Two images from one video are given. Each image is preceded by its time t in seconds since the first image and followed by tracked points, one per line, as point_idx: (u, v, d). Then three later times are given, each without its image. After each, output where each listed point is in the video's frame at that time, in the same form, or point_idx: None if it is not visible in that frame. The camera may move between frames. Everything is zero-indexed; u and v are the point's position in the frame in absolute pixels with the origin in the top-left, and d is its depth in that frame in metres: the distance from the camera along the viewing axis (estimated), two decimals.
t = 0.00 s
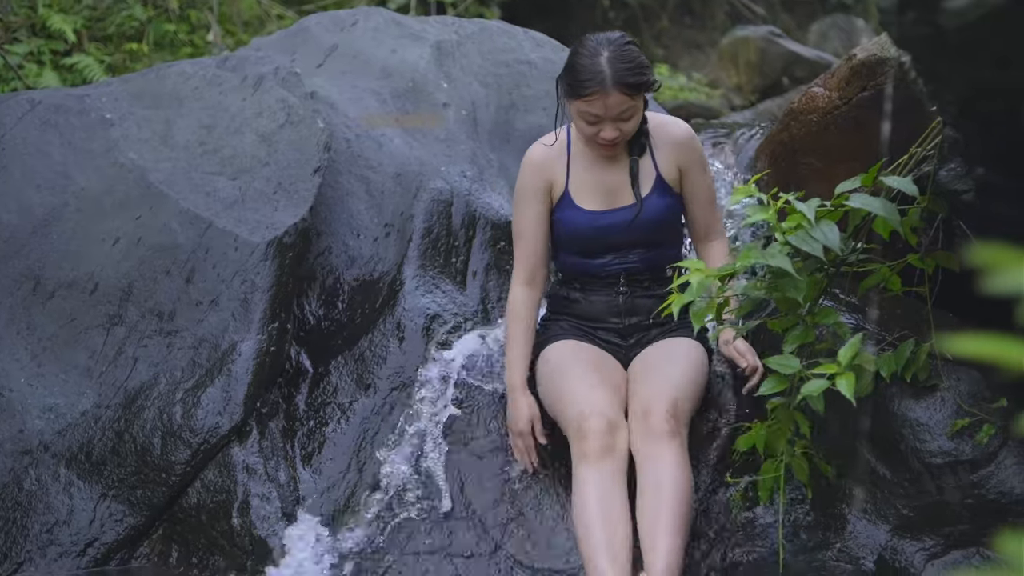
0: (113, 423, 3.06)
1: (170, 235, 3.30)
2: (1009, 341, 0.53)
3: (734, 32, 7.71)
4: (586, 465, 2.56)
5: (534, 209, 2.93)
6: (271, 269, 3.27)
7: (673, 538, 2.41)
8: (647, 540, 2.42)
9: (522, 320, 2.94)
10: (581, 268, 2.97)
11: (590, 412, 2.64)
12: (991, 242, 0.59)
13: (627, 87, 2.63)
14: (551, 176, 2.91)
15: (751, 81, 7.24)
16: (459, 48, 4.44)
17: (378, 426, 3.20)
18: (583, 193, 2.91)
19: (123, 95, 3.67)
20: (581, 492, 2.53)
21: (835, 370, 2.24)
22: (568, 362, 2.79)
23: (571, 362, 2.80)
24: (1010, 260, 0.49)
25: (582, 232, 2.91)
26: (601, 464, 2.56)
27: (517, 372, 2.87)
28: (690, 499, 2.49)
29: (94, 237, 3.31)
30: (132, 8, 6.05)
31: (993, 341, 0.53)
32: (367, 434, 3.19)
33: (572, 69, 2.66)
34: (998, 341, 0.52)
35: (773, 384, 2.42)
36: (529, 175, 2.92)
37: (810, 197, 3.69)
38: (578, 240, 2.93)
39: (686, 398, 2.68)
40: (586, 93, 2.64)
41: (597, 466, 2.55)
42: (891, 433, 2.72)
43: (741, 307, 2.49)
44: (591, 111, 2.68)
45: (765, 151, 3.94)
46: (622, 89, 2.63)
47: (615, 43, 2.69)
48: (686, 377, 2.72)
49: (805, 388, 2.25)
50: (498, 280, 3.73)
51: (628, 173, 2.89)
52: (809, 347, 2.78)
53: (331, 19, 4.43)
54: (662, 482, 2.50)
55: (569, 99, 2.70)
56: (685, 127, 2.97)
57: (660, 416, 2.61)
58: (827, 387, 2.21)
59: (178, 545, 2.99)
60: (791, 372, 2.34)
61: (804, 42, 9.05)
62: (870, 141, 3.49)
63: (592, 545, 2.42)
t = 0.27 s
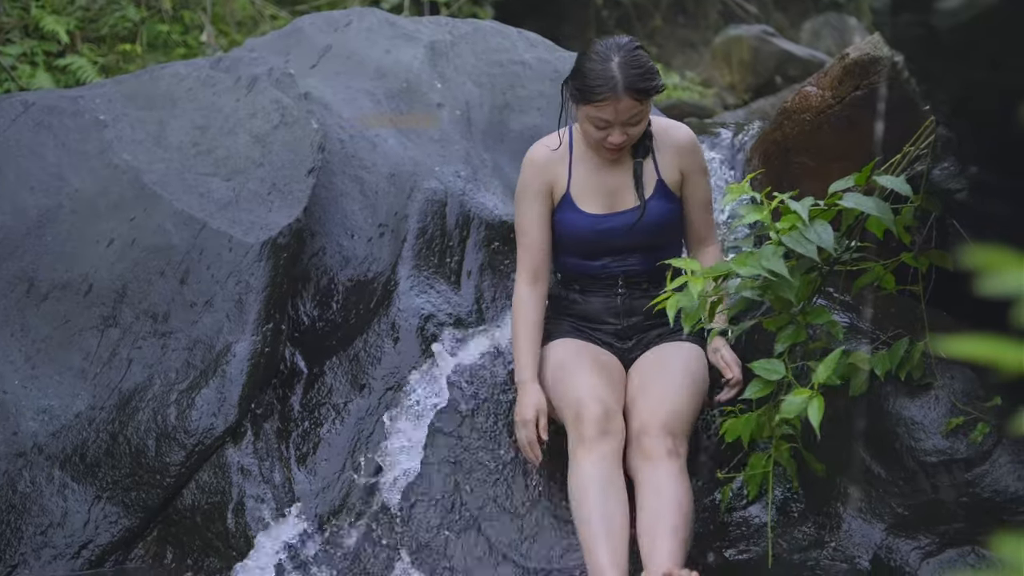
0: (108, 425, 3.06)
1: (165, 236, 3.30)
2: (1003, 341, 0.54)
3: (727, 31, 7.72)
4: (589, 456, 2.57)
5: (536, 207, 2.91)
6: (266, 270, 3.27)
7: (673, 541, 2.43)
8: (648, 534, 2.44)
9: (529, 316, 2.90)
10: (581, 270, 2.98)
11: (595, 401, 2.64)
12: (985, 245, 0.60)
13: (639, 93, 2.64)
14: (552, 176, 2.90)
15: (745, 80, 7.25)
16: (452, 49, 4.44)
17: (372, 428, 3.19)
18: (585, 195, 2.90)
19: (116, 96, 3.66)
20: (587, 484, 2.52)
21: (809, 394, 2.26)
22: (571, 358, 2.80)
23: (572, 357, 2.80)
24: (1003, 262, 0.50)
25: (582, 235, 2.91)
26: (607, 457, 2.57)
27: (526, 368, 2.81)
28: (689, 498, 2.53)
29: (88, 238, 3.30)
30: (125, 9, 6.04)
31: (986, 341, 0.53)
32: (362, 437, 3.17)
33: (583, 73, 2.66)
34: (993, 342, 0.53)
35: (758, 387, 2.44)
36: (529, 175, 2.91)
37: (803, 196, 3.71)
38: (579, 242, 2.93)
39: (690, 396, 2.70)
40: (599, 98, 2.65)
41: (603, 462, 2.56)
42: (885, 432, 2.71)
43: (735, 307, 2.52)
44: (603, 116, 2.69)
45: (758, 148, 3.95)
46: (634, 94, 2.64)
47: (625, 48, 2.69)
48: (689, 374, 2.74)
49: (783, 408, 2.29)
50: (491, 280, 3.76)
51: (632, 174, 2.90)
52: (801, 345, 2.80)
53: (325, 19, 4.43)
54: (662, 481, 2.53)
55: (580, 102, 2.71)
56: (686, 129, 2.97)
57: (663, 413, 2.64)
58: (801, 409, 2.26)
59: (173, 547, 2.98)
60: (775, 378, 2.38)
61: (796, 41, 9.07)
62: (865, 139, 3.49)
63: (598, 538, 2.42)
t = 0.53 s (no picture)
0: (104, 426, 3.05)
1: (161, 237, 3.29)
2: (1002, 344, 0.54)
3: (723, 32, 7.73)
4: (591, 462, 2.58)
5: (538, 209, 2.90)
6: (262, 271, 3.27)
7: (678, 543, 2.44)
8: (652, 536, 2.45)
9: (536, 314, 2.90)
10: (579, 270, 2.98)
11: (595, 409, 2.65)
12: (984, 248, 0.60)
13: (667, 101, 2.67)
14: (556, 178, 2.89)
15: (740, 81, 7.25)
16: (448, 49, 4.44)
17: (368, 428, 3.21)
18: (590, 197, 2.90)
19: (112, 97, 3.65)
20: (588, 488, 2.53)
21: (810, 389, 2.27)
22: (569, 363, 2.80)
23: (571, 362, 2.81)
24: (1003, 264, 0.50)
25: (584, 235, 2.91)
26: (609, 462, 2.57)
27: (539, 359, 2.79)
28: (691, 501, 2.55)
29: (84, 239, 3.29)
30: (121, 10, 6.03)
31: (983, 343, 0.54)
32: (359, 436, 3.19)
33: (613, 78, 2.66)
34: (992, 345, 0.53)
35: (757, 388, 2.44)
36: (531, 177, 2.89)
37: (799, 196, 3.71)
38: (579, 242, 2.93)
39: (688, 397, 2.72)
40: (629, 105, 2.66)
41: (606, 468, 2.56)
42: (882, 432, 2.72)
43: (731, 306, 2.52)
44: (628, 122, 2.70)
45: (755, 150, 3.96)
46: (663, 102, 2.67)
47: (650, 53, 2.70)
48: (687, 376, 2.76)
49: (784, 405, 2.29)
50: (488, 281, 3.76)
51: (637, 178, 2.91)
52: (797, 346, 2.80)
53: (321, 20, 4.43)
54: (663, 483, 2.54)
55: (605, 107, 2.70)
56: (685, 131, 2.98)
57: (661, 416, 2.66)
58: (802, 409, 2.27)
59: (170, 549, 2.98)
60: (773, 376, 2.38)
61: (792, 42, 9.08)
62: (860, 141, 3.50)
63: (602, 540, 2.42)
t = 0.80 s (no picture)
0: (102, 427, 3.05)
1: (159, 237, 3.29)
2: (1002, 345, 0.53)
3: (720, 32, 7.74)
4: (591, 470, 2.59)
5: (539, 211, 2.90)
6: (260, 271, 3.27)
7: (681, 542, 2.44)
8: (654, 536, 2.46)
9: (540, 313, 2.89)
10: (576, 271, 2.98)
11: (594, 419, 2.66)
12: (983, 247, 0.59)
13: (677, 108, 2.69)
14: (555, 179, 2.88)
15: (737, 80, 7.26)
16: (446, 49, 4.44)
17: (365, 428, 3.19)
18: (587, 200, 2.90)
19: (109, 97, 3.64)
20: (588, 496, 2.54)
21: (817, 374, 2.24)
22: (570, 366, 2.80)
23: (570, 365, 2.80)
24: (1005, 263, 0.50)
25: (584, 237, 2.90)
26: (608, 469, 2.58)
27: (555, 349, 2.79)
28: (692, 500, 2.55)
29: (81, 240, 3.28)
30: (117, 10, 6.01)
31: (984, 344, 0.53)
32: (356, 436, 3.17)
33: (624, 86, 2.66)
34: (993, 345, 0.52)
35: (759, 382, 2.44)
36: (530, 179, 2.88)
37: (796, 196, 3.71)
38: (578, 243, 2.92)
39: (688, 397, 2.72)
40: (641, 113, 2.67)
41: (606, 476, 2.57)
42: (880, 432, 2.73)
43: (729, 306, 2.52)
44: (638, 130, 2.71)
45: (752, 150, 3.96)
46: (673, 110, 2.69)
47: (660, 62, 2.71)
48: (686, 376, 2.75)
49: (788, 390, 2.27)
50: (485, 280, 3.77)
51: (636, 180, 2.92)
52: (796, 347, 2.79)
53: (318, 20, 4.42)
54: (664, 484, 2.55)
55: (615, 115, 2.71)
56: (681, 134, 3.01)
57: (661, 416, 2.66)
58: (809, 392, 2.24)
59: (167, 549, 2.98)
60: (776, 371, 2.37)
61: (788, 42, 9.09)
62: (858, 141, 3.50)
63: (602, 544, 2.42)
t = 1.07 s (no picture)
0: (99, 428, 3.04)
1: (155, 238, 3.28)
2: (1002, 345, 0.53)
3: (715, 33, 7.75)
4: (583, 469, 2.58)
5: (523, 210, 2.91)
6: (257, 272, 3.27)
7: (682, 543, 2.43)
8: (654, 537, 2.45)
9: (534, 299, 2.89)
10: (568, 270, 2.98)
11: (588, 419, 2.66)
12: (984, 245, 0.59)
13: (664, 110, 2.71)
14: (542, 180, 2.90)
15: (733, 81, 7.27)
16: (442, 50, 4.45)
17: (364, 428, 3.21)
18: (575, 201, 2.91)
19: (105, 97, 3.64)
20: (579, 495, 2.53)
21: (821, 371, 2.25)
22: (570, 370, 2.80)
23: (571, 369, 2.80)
24: (1007, 264, 0.49)
25: (574, 234, 2.91)
26: (602, 468, 2.57)
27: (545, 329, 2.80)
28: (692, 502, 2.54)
29: (78, 241, 3.28)
30: (112, 10, 6.00)
31: (986, 344, 0.52)
32: (354, 437, 3.19)
33: (612, 90, 2.67)
34: (993, 345, 0.52)
35: (759, 383, 2.43)
36: (518, 180, 2.90)
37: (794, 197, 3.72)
38: (570, 242, 2.92)
39: (686, 401, 2.73)
40: (629, 116, 2.68)
41: (600, 475, 2.56)
42: (878, 432, 2.73)
43: (728, 308, 2.52)
44: (627, 132, 2.73)
45: (749, 151, 3.97)
46: (661, 111, 2.71)
47: (648, 64, 2.73)
48: (684, 380, 2.76)
49: (789, 386, 2.27)
50: (482, 281, 3.77)
51: (626, 181, 2.93)
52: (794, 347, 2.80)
53: (315, 21, 4.42)
54: (664, 487, 2.54)
55: (603, 118, 2.72)
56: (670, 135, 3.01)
57: (660, 419, 2.66)
58: (812, 386, 2.25)
59: (165, 550, 2.98)
60: (779, 369, 2.38)
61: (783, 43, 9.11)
62: (855, 141, 3.51)
63: (593, 542, 2.41)
